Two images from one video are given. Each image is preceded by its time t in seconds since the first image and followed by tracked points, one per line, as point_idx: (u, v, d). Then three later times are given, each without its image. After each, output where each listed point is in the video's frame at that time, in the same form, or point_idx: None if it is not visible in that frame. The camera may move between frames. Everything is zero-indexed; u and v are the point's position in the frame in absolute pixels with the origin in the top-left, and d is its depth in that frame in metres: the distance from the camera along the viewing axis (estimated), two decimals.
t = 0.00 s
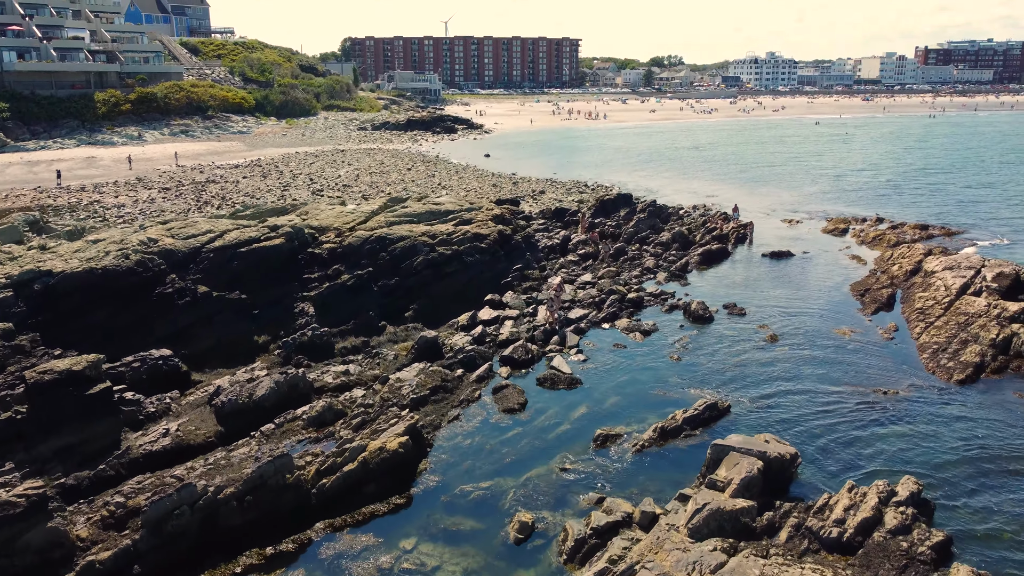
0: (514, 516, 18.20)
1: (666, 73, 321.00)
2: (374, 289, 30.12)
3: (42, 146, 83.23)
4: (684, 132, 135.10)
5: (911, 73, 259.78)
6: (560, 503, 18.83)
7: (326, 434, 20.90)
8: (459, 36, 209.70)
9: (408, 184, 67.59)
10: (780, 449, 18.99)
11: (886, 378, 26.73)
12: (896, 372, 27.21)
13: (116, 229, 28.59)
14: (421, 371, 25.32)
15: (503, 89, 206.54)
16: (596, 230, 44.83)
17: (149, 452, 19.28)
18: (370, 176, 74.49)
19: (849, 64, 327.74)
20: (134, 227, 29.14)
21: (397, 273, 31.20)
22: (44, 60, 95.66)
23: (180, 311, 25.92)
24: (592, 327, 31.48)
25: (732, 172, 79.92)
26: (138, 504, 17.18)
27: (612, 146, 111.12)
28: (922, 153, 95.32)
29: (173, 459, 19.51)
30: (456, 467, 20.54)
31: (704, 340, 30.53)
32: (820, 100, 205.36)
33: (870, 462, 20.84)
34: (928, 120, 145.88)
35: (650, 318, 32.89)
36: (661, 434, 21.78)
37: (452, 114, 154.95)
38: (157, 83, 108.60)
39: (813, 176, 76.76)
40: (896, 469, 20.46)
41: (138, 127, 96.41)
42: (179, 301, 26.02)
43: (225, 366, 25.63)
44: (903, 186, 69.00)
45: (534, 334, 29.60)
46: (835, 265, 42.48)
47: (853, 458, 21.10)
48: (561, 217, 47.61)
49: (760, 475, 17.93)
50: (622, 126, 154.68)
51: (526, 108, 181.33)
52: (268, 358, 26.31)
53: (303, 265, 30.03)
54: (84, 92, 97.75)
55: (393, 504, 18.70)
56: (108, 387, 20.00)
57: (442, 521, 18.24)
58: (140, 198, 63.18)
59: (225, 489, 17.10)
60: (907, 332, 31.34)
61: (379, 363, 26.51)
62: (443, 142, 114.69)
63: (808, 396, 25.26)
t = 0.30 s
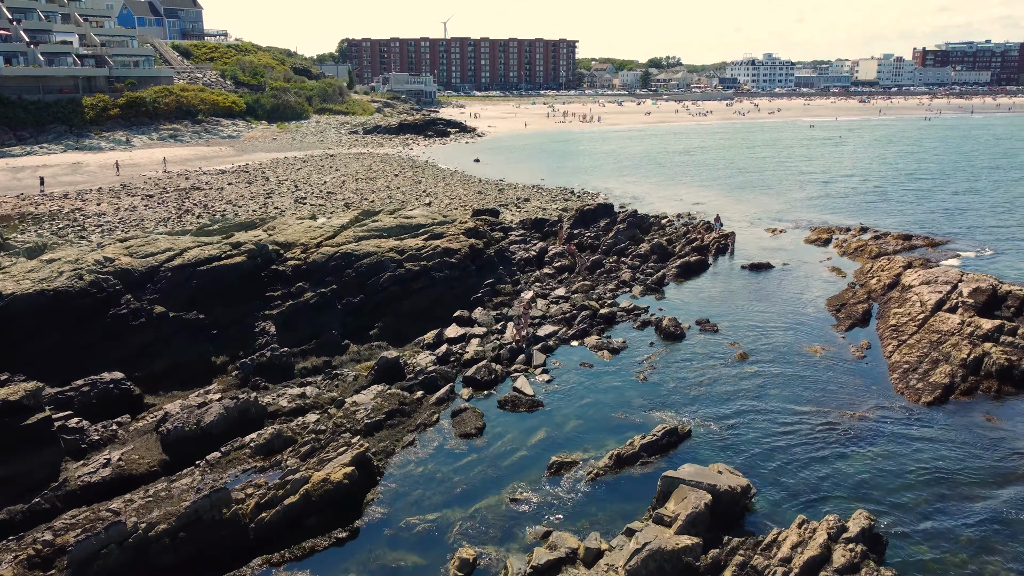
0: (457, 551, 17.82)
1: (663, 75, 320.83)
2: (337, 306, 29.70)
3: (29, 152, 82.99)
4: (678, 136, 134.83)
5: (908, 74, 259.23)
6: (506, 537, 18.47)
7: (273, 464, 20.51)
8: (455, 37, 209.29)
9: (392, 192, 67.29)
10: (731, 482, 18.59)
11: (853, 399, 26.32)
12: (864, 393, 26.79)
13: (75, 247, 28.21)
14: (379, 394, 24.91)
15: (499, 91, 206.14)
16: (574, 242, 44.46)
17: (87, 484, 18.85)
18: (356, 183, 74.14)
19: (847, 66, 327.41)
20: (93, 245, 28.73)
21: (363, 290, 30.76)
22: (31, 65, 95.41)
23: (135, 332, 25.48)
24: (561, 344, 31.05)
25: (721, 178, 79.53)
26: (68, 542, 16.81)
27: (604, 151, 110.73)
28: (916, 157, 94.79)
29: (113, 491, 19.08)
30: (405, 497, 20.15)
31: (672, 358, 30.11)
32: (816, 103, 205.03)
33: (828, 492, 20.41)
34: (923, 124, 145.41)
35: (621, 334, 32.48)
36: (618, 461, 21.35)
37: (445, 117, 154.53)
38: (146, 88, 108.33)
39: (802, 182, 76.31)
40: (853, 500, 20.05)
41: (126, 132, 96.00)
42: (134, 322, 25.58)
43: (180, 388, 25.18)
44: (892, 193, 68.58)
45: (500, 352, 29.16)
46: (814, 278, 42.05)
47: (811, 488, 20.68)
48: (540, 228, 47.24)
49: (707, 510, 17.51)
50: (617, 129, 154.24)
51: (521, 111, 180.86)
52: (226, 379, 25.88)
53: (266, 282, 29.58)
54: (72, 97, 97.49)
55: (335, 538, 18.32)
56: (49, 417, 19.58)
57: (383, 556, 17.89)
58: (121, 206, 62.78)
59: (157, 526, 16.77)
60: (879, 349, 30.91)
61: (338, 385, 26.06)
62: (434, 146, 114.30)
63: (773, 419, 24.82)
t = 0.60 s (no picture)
0: None
1: (660, 76, 320.38)
2: (297, 325, 29.17)
3: (13, 158, 82.55)
4: (671, 140, 134.44)
5: (906, 76, 258.62)
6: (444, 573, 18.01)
7: (211, 494, 20.06)
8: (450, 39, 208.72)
9: (375, 199, 66.89)
10: (675, 516, 18.17)
11: (816, 421, 25.84)
12: (828, 416, 26.31)
13: (27, 266, 27.82)
14: (331, 418, 24.43)
15: (494, 94, 205.68)
16: (549, 254, 44.03)
17: (16, 518, 18.36)
18: (340, 190, 73.73)
19: (844, 67, 327.07)
20: (46, 263, 28.44)
21: (324, 307, 30.26)
22: (18, 70, 94.98)
23: (83, 354, 25.12)
24: (525, 363, 30.57)
25: (708, 184, 79.07)
26: None
27: (595, 155, 110.28)
28: (907, 162, 94.27)
29: (43, 524, 18.59)
30: (346, 529, 19.70)
31: (637, 377, 29.63)
32: (812, 105, 204.62)
33: (779, 525, 19.96)
34: (917, 128, 144.84)
35: (587, 352, 31.99)
36: (566, 490, 20.88)
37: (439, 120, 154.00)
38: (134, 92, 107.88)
39: (790, 188, 75.82)
40: (803, 534, 19.60)
41: (113, 136, 95.46)
42: (83, 344, 25.24)
43: (129, 412, 24.59)
44: (879, 200, 68.07)
45: (461, 372, 28.66)
46: (791, 290, 41.58)
47: (763, 521, 20.21)
48: (516, 238, 46.78)
49: (646, 547, 17.07)
50: (610, 132, 153.70)
51: (515, 113, 180.34)
52: (177, 402, 25.25)
53: (225, 300, 28.97)
54: (58, 102, 97.03)
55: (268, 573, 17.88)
56: None
57: None
58: (101, 214, 62.27)
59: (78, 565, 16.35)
60: (848, 368, 30.45)
61: (291, 409, 25.48)
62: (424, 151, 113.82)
63: (732, 443, 24.34)
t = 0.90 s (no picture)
0: None
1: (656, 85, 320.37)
2: (251, 353, 28.68)
3: None
4: (664, 151, 134.15)
5: (902, 85, 258.53)
6: None
7: (142, 536, 19.61)
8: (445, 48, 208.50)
9: (357, 215, 66.50)
10: (612, 562, 17.72)
11: (774, 453, 25.33)
12: (788, 447, 25.79)
13: None
14: (276, 452, 23.93)
15: (488, 104, 205.54)
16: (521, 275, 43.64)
17: None
18: (323, 205, 73.31)
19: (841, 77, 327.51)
20: None
21: (280, 334, 29.75)
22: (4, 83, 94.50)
23: (25, 385, 24.60)
24: (485, 390, 30.07)
25: (694, 198, 78.65)
26: None
27: (585, 167, 109.95)
28: (896, 175, 93.85)
29: None
30: (279, 572, 19.21)
31: (598, 405, 29.11)
32: (806, 116, 204.56)
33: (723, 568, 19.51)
34: (910, 140, 144.54)
35: (550, 379, 31.50)
36: (508, 531, 20.42)
37: (431, 131, 153.53)
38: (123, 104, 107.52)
39: (776, 202, 75.41)
40: None
41: (99, 149, 95.01)
42: (25, 375, 24.72)
43: (71, 445, 24.15)
44: (864, 215, 67.65)
45: (418, 400, 28.14)
46: (765, 312, 41.11)
47: (707, 564, 19.75)
48: (490, 258, 46.36)
49: None
50: (603, 142, 153.45)
51: (509, 124, 180.14)
52: (121, 434, 24.80)
53: (178, 327, 28.53)
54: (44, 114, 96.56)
55: None
56: None
57: None
58: (79, 230, 61.75)
59: None
60: (813, 396, 29.94)
61: (238, 441, 24.95)
62: (414, 163, 113.36)
63: (686, 478, 23.82)
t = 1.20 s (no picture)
0: None
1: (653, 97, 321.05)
2: (200, 385, 28.17)
3: None
4: (655, 165, 133.89)
5: (897, 98, 258.66)
6: None
7: None
8: (440, 61, 208.37)
9: (337, 233, 66.07)
10: None
11: (727, 490, 24.83)
12: (743, 483, 25.26)
13: None
14: (216, 490, 23.46)
15: (483, 117, 205.55)
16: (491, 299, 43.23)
17: None
18: (305, 223, 72.90)
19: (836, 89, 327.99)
20: None
21: (232, 364, 29.23)
22: None
23: None
24: (441, 421, 29.58)
25: (679, 215, 78.26)
26: None
27: (574, 182, 109.63)
28: (885, 191, 93.48)
29: None
30: None
31: (554, 437, 28.61)
32: (800, 129, 204.62)
33: None
34: (902, 154, 144.33)
35: (508, 409, 31.01)
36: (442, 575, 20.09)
37: (423, 145, 153.39)
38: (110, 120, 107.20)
39: (760, 220, 75.00)
40: None
41: (85, 165, 94.52)
42: None
43: (8, 482, 23.63)
44: (847, 233, 67.25)
45: (369, 432, 27.61)
46: (736, 337, 40.63)
47: None
48: (461, 281, 45.93)
49: None
50: (596, 156, 153.26)
51: (503, 137, 180.01)
52: (61, 470, 24.30)
53: (127, 359, 28.10)
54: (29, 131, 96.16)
55: None
56: None
57: None
58: (55, 249, 61.17)
59: None
60: (774, 427, 29.45)
61: (179, 478, 24.46)
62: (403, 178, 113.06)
63: (635, 517, 23.34)
